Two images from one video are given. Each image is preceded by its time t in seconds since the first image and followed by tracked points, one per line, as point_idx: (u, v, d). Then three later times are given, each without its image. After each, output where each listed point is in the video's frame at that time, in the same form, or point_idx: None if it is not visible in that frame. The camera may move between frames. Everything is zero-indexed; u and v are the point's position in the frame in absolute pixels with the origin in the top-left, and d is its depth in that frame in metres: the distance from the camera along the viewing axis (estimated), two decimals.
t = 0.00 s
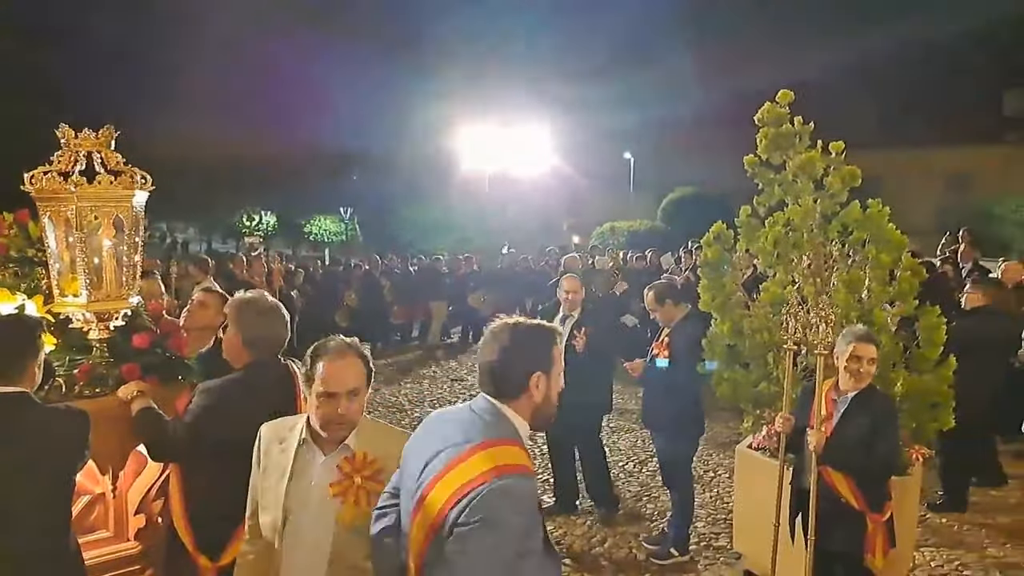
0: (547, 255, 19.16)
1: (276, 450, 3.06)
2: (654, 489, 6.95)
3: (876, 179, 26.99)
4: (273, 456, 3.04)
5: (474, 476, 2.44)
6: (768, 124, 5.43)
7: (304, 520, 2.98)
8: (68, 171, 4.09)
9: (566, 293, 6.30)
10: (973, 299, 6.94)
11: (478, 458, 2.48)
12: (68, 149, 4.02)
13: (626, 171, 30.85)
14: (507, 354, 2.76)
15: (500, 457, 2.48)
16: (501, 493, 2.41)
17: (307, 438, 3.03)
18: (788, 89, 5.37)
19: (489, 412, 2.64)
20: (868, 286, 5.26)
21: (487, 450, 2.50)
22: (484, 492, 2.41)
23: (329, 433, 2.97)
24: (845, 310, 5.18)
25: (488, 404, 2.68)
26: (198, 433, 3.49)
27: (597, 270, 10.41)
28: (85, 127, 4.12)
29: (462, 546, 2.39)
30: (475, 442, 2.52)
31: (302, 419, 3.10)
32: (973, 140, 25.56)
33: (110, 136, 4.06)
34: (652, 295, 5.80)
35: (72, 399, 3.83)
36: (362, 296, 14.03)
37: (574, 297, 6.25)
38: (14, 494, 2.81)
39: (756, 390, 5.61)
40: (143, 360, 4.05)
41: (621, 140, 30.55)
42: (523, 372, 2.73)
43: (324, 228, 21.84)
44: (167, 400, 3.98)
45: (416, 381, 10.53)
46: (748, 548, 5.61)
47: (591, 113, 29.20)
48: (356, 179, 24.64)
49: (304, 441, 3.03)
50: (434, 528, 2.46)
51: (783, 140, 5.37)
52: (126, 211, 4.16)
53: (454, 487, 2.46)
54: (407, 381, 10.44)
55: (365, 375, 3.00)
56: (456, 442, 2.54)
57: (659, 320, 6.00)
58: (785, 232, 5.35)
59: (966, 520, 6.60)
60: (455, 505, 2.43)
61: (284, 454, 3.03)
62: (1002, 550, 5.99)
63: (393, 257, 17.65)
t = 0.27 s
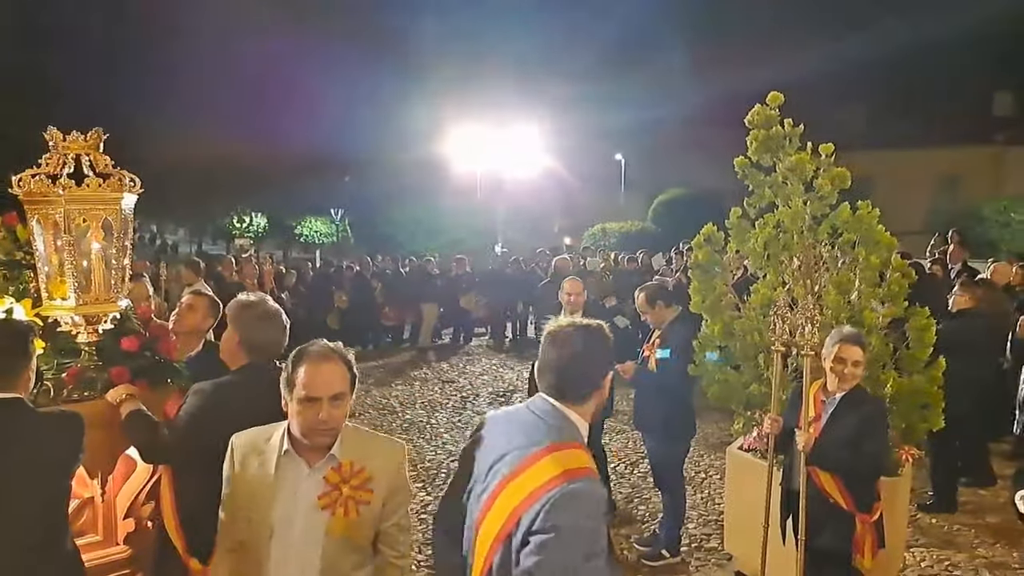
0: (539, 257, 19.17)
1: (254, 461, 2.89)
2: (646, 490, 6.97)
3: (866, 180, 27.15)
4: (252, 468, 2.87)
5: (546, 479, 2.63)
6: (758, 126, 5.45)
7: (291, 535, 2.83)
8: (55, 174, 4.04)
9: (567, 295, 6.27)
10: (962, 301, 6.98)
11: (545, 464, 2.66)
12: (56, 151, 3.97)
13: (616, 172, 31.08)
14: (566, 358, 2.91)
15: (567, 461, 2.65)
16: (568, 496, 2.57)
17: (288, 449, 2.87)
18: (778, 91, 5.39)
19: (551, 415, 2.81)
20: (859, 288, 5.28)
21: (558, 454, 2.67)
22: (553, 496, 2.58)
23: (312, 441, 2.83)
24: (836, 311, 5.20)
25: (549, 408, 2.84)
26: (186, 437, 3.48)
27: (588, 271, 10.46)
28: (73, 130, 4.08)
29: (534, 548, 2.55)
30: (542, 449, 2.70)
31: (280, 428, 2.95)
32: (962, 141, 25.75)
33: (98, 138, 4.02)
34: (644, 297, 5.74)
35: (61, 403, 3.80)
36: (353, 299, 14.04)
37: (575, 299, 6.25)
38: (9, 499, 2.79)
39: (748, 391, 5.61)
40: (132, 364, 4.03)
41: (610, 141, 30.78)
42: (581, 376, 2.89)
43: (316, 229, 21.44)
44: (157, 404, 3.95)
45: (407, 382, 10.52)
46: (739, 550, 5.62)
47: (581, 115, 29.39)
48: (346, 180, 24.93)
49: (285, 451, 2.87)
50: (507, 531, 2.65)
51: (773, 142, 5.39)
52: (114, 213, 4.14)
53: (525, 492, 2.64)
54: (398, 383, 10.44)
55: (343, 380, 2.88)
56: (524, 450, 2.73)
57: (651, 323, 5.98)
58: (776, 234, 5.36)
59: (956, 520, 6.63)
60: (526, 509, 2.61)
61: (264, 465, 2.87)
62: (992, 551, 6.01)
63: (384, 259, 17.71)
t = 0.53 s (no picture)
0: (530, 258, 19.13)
1: (214, 476, 2.83)
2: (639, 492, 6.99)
3: (856, 181, 27.29)
4: (210, 485, 2.82)
5: (632, 470, 2.96)
6: (750, 128, 5.46)
7: (255, 549, 2.79)
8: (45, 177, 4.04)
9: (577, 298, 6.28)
10: (954, 305, 7.04)
11: (628, 457, 2.99)
12: (46, 154, 3.96)
13: (609, 174, 31.14)
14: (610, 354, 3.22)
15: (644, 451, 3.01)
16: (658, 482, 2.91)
17: (249, 462, 2.82)
18: (770, 93, 5.40)
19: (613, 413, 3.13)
20: (850, 289, 5.30)
21: (637, 445, 3.02)
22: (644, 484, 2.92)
23: (271, 452, 2.76)
24: (827, 313, 5.21)
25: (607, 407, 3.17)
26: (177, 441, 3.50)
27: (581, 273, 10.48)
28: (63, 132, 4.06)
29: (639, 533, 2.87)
30: (618, 444, 3.04)
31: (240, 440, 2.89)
32: (952, 142, 25.89)
33: (89, 141, 4.02)
34: (636, 300, 5.91)
35: (51, 407, 3.72)
36: (345, 301, 14.02)
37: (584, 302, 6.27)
38: None
39: (740, 393, 5.62)
40: (123, 368, 3.99)
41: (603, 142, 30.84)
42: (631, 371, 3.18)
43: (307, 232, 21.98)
44: (148, 408, 3.95)
45: (399, 385, 10.50)
46: (732, 551, 5.62)
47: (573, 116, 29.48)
48: (339, 181, 24.98)
49: (245, 464, 2.82)
50: (604, 523, 2.96)
51: (765, 144, 5.40)
52: (104, 216, 4.12)
53: (615, 485, 2.97)
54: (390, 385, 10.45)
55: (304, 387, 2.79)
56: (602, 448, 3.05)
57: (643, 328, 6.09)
58: (768, 236, 5.35)
59: (947, 521, 6.66)
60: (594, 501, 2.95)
61: (224, 480, 2.82)
62: (982, 551, 6.05)
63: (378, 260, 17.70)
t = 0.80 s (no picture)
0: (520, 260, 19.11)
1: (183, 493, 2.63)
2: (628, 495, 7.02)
3: (845, 182, 27.43)
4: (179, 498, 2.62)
5: (672, 441, 2.85)
6: (738, 131, 5.47)
7: (236, 563, 2.63)
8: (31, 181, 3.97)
9: (577, 301, 6.28)
10: (942, 306, 7.06)
11: (673, 427, 2.89)
12: (31, 158, 3.92)
13: (598, 175, 31.30)
14: (662, 319, 3.09)
15: (691, 421, 2.90)
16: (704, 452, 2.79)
17: (225, 474, 2.66)
18: (758, 96, 5.41)
19: (661, 381, 3.02)
20: (838, 291, 5.32)
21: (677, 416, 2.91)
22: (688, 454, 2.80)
23: (250, 464, 2.62)
24: (816, 314, 5.24)
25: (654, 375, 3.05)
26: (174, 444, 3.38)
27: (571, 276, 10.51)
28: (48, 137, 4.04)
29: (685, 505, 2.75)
30: (664, 413, 2.94)
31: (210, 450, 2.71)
32: (938, 144, 26.09)
33: (75, 144, 4.00)
34: (627, 301, 5.91)
35: (36, 410, 3.72)
36: (334, 303, 13.96)
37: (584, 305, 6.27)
38: None
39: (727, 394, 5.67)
40: (110, 374, 3.98)
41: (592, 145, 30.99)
42: (682, 336, 3.04)
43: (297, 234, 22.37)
44: (136, 413, 3.94)
45: (388, 388, 10.46)
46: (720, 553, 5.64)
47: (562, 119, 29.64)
48: (329, 183, 25.04)
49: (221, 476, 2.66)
50: (649, 498, 2.87)
51: (753, 147, 5.41)
52: (91, 220, 4.04)
53: (659, 455, 2.87)
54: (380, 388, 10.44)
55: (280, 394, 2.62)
56: (649, 417, 2.96)
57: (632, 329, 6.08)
58: (756, 239, 5.31)
59: (936, 522, 6.69)
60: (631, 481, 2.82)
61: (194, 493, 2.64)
62: (970, 552, 6.08)
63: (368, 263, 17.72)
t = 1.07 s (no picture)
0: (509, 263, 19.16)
1: (190, 530, 2.46)
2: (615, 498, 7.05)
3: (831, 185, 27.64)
4: (184, 535, 2.45)
5: (678, 463, 2.64)
6: (726, 134, 5.47)
7: None
8: (13, 183, 3.90)
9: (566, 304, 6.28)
10: (931, 309, 7.12)
11: (681, 449, 2.66)
12: (14, 161, 3.85)
13: (587, 178, 31.60)
14: (694, 327, 2.85)
15: (702, 442, 2.65)
16: (706, 478, 2.55)
17: (237, 509, 2.50)
18: (746, 99, 5.42)
19: (688, 396, 2.79)
20: (826, 294, 5.33)
21: (688, 437, 2.68)
22: (689, 479, 2.58)
23: (265, 500, 2.46)
24: (802, 317, 5.26)
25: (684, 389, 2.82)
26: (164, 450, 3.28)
27: (559, 280, 10.52)
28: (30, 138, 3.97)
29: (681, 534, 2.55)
30: (675, 432, 2.70)
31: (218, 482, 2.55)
32: (923, 147, 26.34)
33: (58, 147, 3.94)
34: (613, 305, 5.94)
35: (19, 416, 3.65)
36: (321, 306, 13.93)
37: (574, 308, 6.28)
38: None
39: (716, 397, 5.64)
40: (95, 377, 3.93)
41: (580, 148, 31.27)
42: (713, 346, 2.79)
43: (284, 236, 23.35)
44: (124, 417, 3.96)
45: (377, 391, 10.45)
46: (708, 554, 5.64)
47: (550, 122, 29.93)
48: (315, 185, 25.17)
49: (234, 512, 2.49)
50: (652, 518, 2.69)
51: (740, 150, 5.42)
52: (74, 223, 4.01)
53: (663, 473, 2.67)
54: (368, 391, 10.41)
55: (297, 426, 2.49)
56: (657, 434, 2.75)
57: (621, 331, 6.08)
58: (744, 241, 5.32)
59: (923, 523, 6.73)
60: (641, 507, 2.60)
61: (202, 530, 2.46)
62: (957, 552, 6.12)
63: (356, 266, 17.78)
